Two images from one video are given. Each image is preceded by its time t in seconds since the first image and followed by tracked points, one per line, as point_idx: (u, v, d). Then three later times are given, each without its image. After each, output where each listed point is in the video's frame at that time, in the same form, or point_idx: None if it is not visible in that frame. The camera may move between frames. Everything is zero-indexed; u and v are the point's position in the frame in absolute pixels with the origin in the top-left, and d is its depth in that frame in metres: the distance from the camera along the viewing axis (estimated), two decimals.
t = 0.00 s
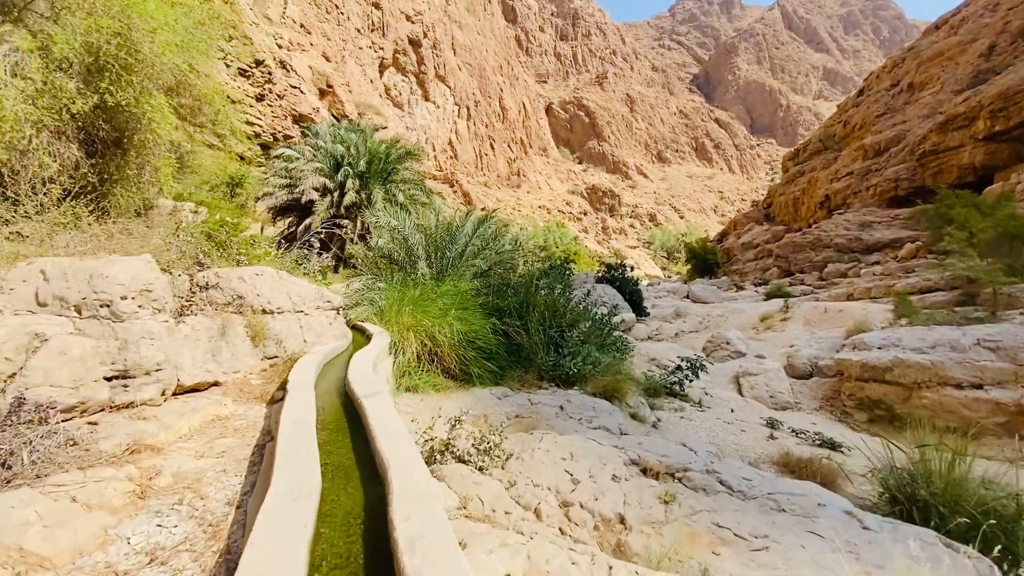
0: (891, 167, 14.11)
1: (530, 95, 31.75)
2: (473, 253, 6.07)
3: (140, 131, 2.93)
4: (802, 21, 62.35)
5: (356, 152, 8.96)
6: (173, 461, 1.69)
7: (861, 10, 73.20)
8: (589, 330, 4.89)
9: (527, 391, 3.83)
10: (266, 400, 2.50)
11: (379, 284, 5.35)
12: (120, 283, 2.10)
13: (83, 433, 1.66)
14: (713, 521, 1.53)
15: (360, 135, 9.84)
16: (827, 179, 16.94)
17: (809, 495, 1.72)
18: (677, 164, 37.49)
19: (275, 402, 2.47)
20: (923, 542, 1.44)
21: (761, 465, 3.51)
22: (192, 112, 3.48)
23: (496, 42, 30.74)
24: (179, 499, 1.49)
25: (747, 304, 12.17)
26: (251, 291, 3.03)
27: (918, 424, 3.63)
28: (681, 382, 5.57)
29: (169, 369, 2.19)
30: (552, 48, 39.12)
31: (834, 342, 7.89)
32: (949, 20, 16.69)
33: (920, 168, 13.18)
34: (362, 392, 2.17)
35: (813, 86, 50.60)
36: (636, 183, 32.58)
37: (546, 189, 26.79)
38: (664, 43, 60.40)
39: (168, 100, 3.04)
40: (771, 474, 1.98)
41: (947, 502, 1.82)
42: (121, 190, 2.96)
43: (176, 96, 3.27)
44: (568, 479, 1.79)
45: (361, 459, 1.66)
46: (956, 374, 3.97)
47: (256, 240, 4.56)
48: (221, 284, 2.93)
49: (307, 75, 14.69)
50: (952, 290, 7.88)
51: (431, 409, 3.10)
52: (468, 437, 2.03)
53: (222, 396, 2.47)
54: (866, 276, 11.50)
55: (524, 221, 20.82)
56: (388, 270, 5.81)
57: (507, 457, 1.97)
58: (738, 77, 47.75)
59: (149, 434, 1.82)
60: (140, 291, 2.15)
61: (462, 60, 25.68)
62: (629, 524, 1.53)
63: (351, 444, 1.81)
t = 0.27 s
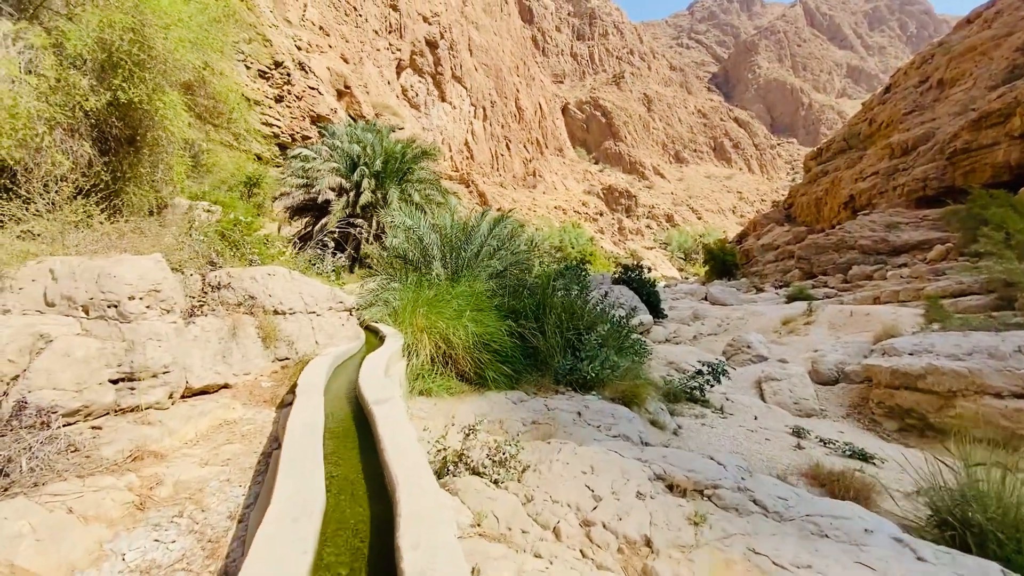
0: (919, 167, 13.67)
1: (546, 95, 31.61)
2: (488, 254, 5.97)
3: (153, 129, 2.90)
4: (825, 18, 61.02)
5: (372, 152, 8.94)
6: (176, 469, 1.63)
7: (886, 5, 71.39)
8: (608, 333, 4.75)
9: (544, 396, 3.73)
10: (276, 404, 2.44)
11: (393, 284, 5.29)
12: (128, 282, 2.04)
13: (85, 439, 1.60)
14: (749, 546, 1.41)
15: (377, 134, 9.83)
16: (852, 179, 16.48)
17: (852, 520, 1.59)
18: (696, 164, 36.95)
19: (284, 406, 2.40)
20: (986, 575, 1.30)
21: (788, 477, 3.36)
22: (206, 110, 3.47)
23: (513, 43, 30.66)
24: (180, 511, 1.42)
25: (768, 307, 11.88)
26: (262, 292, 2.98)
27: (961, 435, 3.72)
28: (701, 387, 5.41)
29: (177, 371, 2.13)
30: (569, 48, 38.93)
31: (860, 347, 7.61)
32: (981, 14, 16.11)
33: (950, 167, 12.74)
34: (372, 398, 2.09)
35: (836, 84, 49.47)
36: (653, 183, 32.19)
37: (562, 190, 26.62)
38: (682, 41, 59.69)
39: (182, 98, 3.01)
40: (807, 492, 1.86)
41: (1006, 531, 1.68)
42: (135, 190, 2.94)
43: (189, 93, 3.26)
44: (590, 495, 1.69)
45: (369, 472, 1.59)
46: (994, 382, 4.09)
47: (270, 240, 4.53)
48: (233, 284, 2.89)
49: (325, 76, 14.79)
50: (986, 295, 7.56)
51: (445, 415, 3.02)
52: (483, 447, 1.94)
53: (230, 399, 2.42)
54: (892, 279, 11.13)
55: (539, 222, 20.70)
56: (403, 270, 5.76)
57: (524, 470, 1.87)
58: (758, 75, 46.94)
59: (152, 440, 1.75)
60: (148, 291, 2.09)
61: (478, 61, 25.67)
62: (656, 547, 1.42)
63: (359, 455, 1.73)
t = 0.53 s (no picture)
0: (942, 165, 13.29)
1: (559, 94, 31.42)
2: (500, 253, 5.88)
3: (161, 127, 2.85)
4: (844, 14, 59.75)
5: (384, 150, 8.90)
6: (176, 477, 1.56)
7: None
8: (623, 335, 4.63)
9: (557, 400, 3.63)
10: (283, 407, 2.37)
11: (404, 283, 5.22)
12: (131, 281, 1.97)
13: (83, 444, 1.54)
14: (785, 572, 1.31)
15: (389, 133, 9.79)
16: (871, 177, 16.07)
17: (897, 544, 1.47)
18: (710, 162, 36.47)
19: (291, 409, 2.34)
20: None
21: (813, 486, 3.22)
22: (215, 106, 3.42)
23: (526, 42, 30.51)
24: (177, 524, 1.34)
25: (785, 307, 11.63)
26: (271, 291, 2.92)
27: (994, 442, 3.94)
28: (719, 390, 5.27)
29: (182, 373, 2.07)
30: (581, 46, 38.68)
31: (883, 350, 7.38)
32: (1008, 7, 15.62)
33: (975, 165, 12.37)
34: (381, 404, 2.01)
35: (855, 81, 48.51)
36: (666, 182, 31.85)
37: (574, 189, 26.43)
38: (697, 39, 59.02)
39: (190, 95, 2.95)
40: (844, 512, 1.74)
41: None
42: (143, 187, 2.90)
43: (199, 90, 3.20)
44: (610, 510, 1.59)
45: (375, 488, 1.51)
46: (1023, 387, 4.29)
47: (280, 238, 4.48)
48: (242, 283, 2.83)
49: (338, 76, 14.81)
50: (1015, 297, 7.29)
51: (455, 419, 2.94)
52: (495, 457, 1.85)
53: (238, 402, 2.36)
54: (914, 280, 10.81)
55: (551, 221, 20.58)
56: (414, 269, 5.68)
57: (538, 480, 1.78)
58: (774, 73, 46.22)
59: (152, 446, 1.69)
60: (152, 290, 2.02)
61: (491, 60, 25.59)
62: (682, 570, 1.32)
63: (365, 467, 1.66)
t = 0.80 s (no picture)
0: (960, 162, 12.98)
1: (568, 92, 31.23)
2: (509, 252, 5.78)
3: (163, 121, 2.79)
4: (858, 10, 58.82)
5: (392, 148, 8.82)
6: (168, 485, 1.47)
7: None
8: (635, 336, 4.51)
9: (568, 402, 3.52)
10: (284, 409, 2.29)
11: (411, 282, 5.13)
12: (127, 279, 1.89)
13: (72, 450, 1.46)
14: None
15: (397, 130, 9.71)
16: (886, 175, 15.72)
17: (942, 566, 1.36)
18: (720, 161, 36.09)
19: (293, 412, 2.26)
20: None
21: (834, 495, 3.09)
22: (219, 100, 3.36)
23: (535, 40, 30.35)
24: (166, 538, 1.26)
25: (798, 307, 11.42)
26: (274, 290, 2.84)
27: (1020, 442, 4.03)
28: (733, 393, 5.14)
29: (180, 375, 2.00)
30: (591, 45, 38.47)
31: (901, 352, 7.18)
32: None
33: (994, 162, 12.07)
34: (385, 409, 1.92)
35: (869, 78, 47.74)
36: (676, 181, 31.56)
37: (583, 188, 26.26)
38: (707, 37, 58.43)
39: (193, 89, 2.89)
40: (879, 530, 1.63)
41: None
42: (145, 183, 2.85)
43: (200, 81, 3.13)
44: (628, 525, 1.49)
45: (376, 503, 1.43)
46: None
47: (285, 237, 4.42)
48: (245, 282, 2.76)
49: (347, 74, 14.78)
50: None
51: (463, 423, 2.85)
52: (504, 466, 1.76)
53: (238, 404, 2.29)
54: (931, 279, 10.56)
55: (560, 220, 20.45)
56: (422, 268, 5.59)
57: (550, 491, 1.68)
58: (786, 70, 45.63)
59: (144, 452, 1.61)
60: (149, 289, 1.94)
61: (500, 59, 25.47)
62: None
63: (367, 479, 1.57)
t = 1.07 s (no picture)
0: (972, 159, 12.74)
1: (573, 91, 31.06)
2: (514, 250, 5.68)
3: (159, 117, 2.71)
4: (866, 7, 58.23)
5: (396, 146, 8.74)
6: (154, 499, 1.38)
7: None
8: (645, 336, 4.40)
9: (577, 405, 3.42)
10: (283, 413, 2.21)
11: (416, 281, 5.05)
12: (117, 279, 1.80)
13: (53, 461, 1.39)
14: None
15: (402, 128, 9.62)
16: (895, 173, 15.35)
17: None
18: (727, 159, 35.80)
19: (291, 417, 2.16)
20: None
21: (853, 503, 2.98)
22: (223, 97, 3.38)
23: (540, 39, 30.19)
24: (149, 558, 1.16)
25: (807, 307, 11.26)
26: (274, 290, 2.76)
27: None
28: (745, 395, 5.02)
29: (172, 378, 1.92)
30: (596, 43, 38.27)
31: (915, 353, 7.03)
32: None
33: (1006, 159, 11.84)
34: (386, 416, 1.82)
35: (877, 75, 47.23)
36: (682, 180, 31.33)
37: (589, 187, 26.12)
38: (713, 34, 58.01)
39: (190, 84, 2.81)
40: (915, 552, 1.51)
41: None
42: (141, 180, 2.77)
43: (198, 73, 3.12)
44: (646, 544, 1.39)
45: (375, 520, 1.33)
46: None
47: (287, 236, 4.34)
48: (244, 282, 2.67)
49: (352, 73, 14.72)
50: None
51: (469, 427, 2.75)
52: (512, 477, 1.65)
53: (234, 409, 2.20)
54: (943, 278, 10.37)
55: (566, 220, 20.32)
56: (426, 267, 5.50)
57: (561, 504, 1.58)
58: (793, 67, 45.22)
59: (131, 462, 1.52)
60: (139, 290, 1.85)
61: (505, 58, 25.34)
62: None
63: (366, 492, 1.47)
